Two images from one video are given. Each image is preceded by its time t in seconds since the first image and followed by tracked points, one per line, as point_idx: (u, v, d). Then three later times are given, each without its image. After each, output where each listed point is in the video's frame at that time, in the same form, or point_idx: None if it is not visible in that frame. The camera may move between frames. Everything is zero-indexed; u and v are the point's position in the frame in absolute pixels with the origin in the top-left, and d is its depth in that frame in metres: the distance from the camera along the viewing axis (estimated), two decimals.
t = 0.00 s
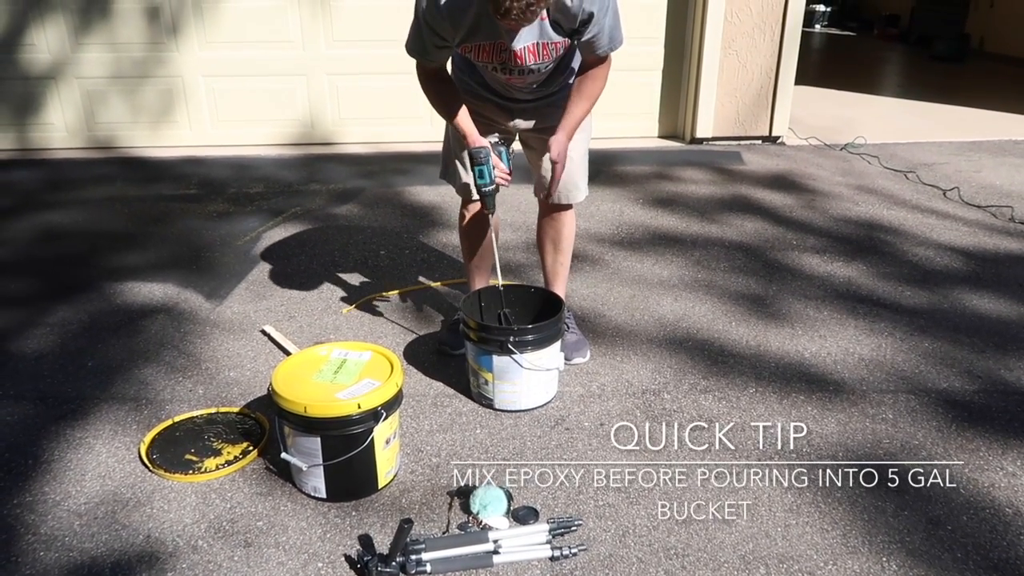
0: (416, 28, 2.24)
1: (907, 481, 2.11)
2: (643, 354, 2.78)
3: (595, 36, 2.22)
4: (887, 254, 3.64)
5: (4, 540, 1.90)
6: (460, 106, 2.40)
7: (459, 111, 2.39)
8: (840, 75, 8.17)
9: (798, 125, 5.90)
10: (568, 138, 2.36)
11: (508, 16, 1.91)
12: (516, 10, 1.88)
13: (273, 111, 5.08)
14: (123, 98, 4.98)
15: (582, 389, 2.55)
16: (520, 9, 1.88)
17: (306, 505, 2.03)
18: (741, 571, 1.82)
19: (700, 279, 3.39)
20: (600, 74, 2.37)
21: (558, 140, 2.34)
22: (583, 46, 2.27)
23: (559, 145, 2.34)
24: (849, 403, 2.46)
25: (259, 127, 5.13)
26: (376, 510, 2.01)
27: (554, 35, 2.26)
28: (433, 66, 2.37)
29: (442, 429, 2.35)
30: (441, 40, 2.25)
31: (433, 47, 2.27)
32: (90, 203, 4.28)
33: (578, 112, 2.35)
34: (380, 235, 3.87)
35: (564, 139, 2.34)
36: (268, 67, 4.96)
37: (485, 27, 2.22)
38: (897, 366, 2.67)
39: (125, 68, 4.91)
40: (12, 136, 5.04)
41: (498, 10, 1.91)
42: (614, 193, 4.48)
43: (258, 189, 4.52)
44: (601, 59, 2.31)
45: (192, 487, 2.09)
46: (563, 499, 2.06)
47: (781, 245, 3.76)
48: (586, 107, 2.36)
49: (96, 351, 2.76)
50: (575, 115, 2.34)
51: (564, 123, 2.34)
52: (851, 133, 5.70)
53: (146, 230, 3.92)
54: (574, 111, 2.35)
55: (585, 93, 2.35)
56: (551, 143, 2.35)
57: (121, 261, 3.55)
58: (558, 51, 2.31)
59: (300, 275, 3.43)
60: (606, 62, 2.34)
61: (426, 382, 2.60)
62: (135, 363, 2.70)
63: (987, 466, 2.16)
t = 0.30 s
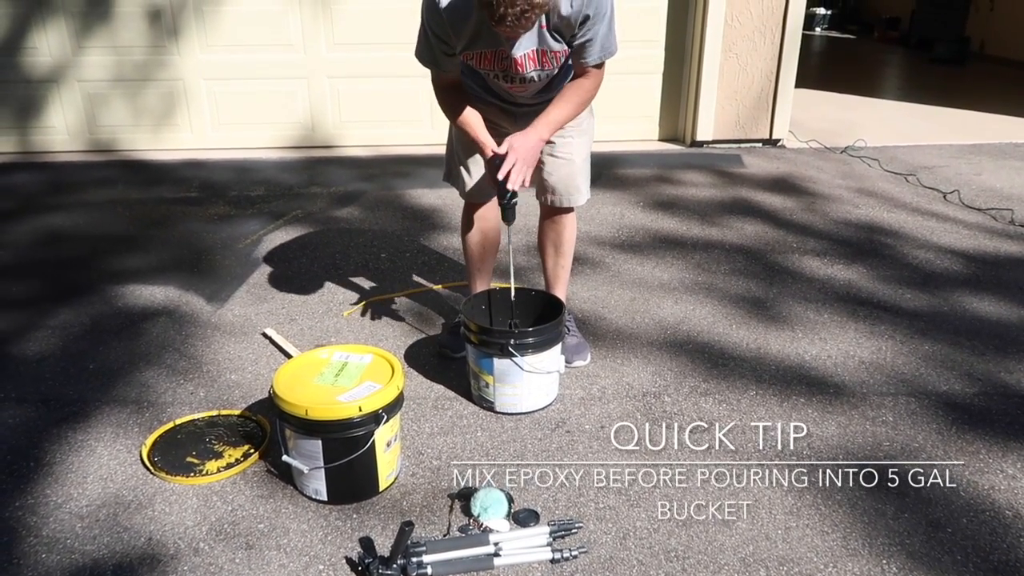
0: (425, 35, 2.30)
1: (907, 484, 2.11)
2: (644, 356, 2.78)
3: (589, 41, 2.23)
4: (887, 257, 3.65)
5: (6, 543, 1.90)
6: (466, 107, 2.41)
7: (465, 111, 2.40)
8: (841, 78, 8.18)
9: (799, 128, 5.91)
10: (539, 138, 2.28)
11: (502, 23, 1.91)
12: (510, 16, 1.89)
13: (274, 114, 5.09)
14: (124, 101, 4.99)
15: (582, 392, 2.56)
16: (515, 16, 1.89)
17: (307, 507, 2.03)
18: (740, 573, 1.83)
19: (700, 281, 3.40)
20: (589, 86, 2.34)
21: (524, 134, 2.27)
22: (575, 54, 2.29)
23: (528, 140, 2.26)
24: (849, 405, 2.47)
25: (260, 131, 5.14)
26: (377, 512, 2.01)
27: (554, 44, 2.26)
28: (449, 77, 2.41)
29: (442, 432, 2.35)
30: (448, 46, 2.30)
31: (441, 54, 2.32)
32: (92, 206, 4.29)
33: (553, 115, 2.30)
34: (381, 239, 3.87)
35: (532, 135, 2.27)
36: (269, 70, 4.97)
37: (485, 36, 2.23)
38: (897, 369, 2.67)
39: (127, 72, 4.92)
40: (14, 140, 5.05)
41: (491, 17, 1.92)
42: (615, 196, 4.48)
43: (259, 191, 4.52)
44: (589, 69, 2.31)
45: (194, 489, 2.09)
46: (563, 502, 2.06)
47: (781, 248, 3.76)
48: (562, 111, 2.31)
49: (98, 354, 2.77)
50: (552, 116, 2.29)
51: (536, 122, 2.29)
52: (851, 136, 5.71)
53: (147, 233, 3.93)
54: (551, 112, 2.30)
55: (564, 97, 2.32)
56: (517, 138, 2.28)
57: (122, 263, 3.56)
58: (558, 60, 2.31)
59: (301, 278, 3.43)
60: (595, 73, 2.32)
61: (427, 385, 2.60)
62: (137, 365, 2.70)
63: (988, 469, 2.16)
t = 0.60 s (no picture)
0: (428, 48, 2.30)
1: (908, 491, 2.11)
2: (645, 363, 2.78)
3: (586, 53, 2.23)
4: (887, 263, 3.65)
5: (7, 549, 1.90)
6: (466, 118, 2.42)
7: (464, 122, 2.42)
8: (840, 85, 8.20)
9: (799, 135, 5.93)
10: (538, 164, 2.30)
11: (498, 34, 1.92)
12: (505, 27, 1.89)
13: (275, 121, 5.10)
14: (126, 107, 5.01)
15: (583, 398, 2.56)
16: (510, 27, 1.90)
17: (307, 514, 2.03)
18: None
19: (700, 288, 3.40)
20: (582, 102, 2.34)
21: (525, 164, 2.28)
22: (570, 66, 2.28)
23: (530, 171, 2.28)
24: (850, 412, 2.47)
25: (262, 137, 5.16)
26: (378, 519, 2.01)
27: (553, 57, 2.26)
28: (453, 90, 2.41)
29: (443, 438, 2.35)
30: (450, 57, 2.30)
31: (446, 67, 2.32)
32: (93, 212, 4.29)
33: (550, 140, 2.31)
34: (382, 245, 3.88)
35: (531, 164, 2.29)
36: (270, 77, 4.99)
37: (486, 47, 2.24)
38: (898, 376, 2.67)
39: (129, 78, 4.94)
40: (16, 146, 5.06)
41: (485, 27, 1.93)
42: (615, 202, 4.49)
43: (260, 198, 4.53)
44: (583, 83, 2.30)
45: (194, 496, 2.09)
46: (564, 508, 2.06)
47: (781, 255, 3.77)
48: (558, 134, 2.32)
49: (99, 361, 2.77)
50: (548, 143, 2.31)
51: (533, 150, 2.31)
52: (850, 143, 5.72)
53: (148, 240, 3.93)
54: (547, 137, 2.32)
55: (559, 120, 2.33)
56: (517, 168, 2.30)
57: (124, 270, 3.56)
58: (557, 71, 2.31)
59: (302, 284, 3.44)
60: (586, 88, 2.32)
61: (428, 391, 2.60)
62: (138, 372, 2.70)
63: (988, 476, 2.16)
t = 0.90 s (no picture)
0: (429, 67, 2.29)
1: (909, 499, 2.11)
2: (645, 371, 2.78)
3: (583, 70, 2.24)
4: (887, 271, 3.65)
5: (7, 557, 1.90)
6: (465, 132, 2.44)
7: (463, 138, 2.43)
8: (840, 93, 8.23)
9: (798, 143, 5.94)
10: (542, 189, 2.32)
11: (489, 57, 1.93)
12: (497, 52, 1.90)
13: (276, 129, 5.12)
14: (127, 115, 5.02)
15: (584, 406, 2.56)
16: (501, 52, 1.90)
17: (307, 522, 2.03)
18: None
19: (701, 296, 3.41)
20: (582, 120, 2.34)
21: (529, 190, 2.31)
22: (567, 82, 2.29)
23: (533, 198, 2.30)
24: (850, 420, 2.47)
25: (263, 145, 5.17)
26: (379, 527, 2.01)
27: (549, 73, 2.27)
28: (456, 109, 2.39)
29: (443, 446, 2.35)
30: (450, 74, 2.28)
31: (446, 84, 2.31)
32: (95, 220, 4.30)
33: (553, 163, 2.33)
34: (383, 253, 3.89)
35: (535, 189, 2.31)
36: (271, 85, 5.01)
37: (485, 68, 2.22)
38: (899, 384, 2.67)
39: (131, 87, 4.96)
40: (18, 154, 5.08)
41: (478, 51, 1.93)
42: (616, 210, 4.50)
43: (261, 206, 4.54)
44: (581, 99, 2.30)
45: (195, 504, 2.09)
46: (565, 516, 2.06)
47: (781, 262, 3.77)
48: (560, 156, 2.33)
49: (100, 368, 2.77)
50: (550, 168, 2.33)
51: (538, 176, 2.33)
52: (850, 151, 5.73)
53: (149, 248, 3.94)
54: (550, 160, 2.33)
55: (561, 142, 2.33)
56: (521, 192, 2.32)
57: (125, 277, 3.57)
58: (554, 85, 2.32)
59: (302, 292, 3.44)
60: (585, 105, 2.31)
61: (428, 399, 2.60)
62: (139, 380, 2.71)
63: (989, 485, 2.16)
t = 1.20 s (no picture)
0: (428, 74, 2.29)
1: (911, 503, 2.11)
2: (646, 375, 2.78)
3: (581, 77, 2.24)
4: (888, 275, 3.65)
5: (7, 561, 1.90)
6: (465, 137, 2.44)
7: (462, 143, 2.43)
8: (840, 98, 8.24)
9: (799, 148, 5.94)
10: (543, 198, 2.32)
11: (484, 67, 1.93)
12: (492, 63, 1.90)
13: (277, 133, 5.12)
14: (128, 119, 5.03)
15: (584, 410, 2.56)
16: (495, 62, 1.90)
17: (308, 526, 2.02)
18: None
19: (701, 299, 3.41)
20: (583, 128, 2.34)
21: (530, 199, 2.31)
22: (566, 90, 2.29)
23: (534, 208, 2.30)
24: (852, 424, 2.46)
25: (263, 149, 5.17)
26: (379, 531, 2.01)
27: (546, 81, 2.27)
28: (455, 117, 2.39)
29: (444, 450, 2.35)
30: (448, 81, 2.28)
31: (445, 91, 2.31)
32: (95, 224, 4.30)
33: (554, 173, 2.33)
34: (383, 257, 3.89)
35: (536, 199, 2.31)
36: (272, 90, 5.01)
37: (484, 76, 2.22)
38: (900, 388, 2.67)
39: (132, 91, 4.96)
40: (19, 157, 5.08)
41: (474, 60, 1.93)
42: (616, 214, 4.50)
43: (262, 209, 4.54)
44: (581, 107, 2.30)
45: (195, 508, 2.08)
46: (566, 521, 2.05)
47: (782, 266, 3.77)
48: (561, 165, 2.34)
49: (100, 372, 2.77)
50: (551, 178, 2.33)
51: (539, 185, 2.33)
52: (850, 155, 5.74)
53: (150, 251, 3.94)
54: (551, 169, 2.34)
55: (561, 151, 2.34)
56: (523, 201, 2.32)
57: (125, 281, 3.57)
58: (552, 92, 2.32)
59: (303, 296, 3.44)
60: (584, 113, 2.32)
61: (429, 403, 2.60)
62: (140, 383, 2.70)
63: (991, 489, 2.15)
